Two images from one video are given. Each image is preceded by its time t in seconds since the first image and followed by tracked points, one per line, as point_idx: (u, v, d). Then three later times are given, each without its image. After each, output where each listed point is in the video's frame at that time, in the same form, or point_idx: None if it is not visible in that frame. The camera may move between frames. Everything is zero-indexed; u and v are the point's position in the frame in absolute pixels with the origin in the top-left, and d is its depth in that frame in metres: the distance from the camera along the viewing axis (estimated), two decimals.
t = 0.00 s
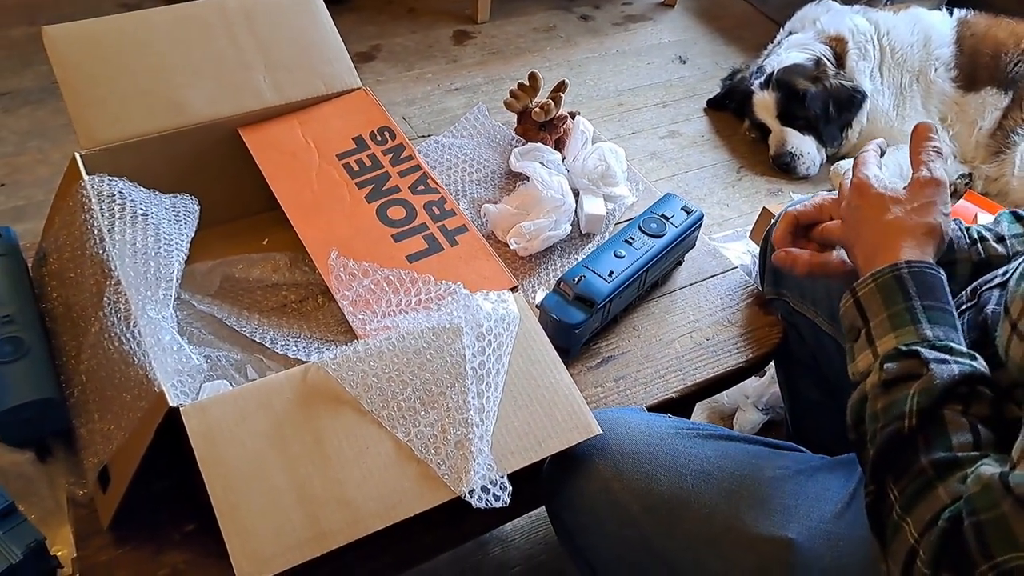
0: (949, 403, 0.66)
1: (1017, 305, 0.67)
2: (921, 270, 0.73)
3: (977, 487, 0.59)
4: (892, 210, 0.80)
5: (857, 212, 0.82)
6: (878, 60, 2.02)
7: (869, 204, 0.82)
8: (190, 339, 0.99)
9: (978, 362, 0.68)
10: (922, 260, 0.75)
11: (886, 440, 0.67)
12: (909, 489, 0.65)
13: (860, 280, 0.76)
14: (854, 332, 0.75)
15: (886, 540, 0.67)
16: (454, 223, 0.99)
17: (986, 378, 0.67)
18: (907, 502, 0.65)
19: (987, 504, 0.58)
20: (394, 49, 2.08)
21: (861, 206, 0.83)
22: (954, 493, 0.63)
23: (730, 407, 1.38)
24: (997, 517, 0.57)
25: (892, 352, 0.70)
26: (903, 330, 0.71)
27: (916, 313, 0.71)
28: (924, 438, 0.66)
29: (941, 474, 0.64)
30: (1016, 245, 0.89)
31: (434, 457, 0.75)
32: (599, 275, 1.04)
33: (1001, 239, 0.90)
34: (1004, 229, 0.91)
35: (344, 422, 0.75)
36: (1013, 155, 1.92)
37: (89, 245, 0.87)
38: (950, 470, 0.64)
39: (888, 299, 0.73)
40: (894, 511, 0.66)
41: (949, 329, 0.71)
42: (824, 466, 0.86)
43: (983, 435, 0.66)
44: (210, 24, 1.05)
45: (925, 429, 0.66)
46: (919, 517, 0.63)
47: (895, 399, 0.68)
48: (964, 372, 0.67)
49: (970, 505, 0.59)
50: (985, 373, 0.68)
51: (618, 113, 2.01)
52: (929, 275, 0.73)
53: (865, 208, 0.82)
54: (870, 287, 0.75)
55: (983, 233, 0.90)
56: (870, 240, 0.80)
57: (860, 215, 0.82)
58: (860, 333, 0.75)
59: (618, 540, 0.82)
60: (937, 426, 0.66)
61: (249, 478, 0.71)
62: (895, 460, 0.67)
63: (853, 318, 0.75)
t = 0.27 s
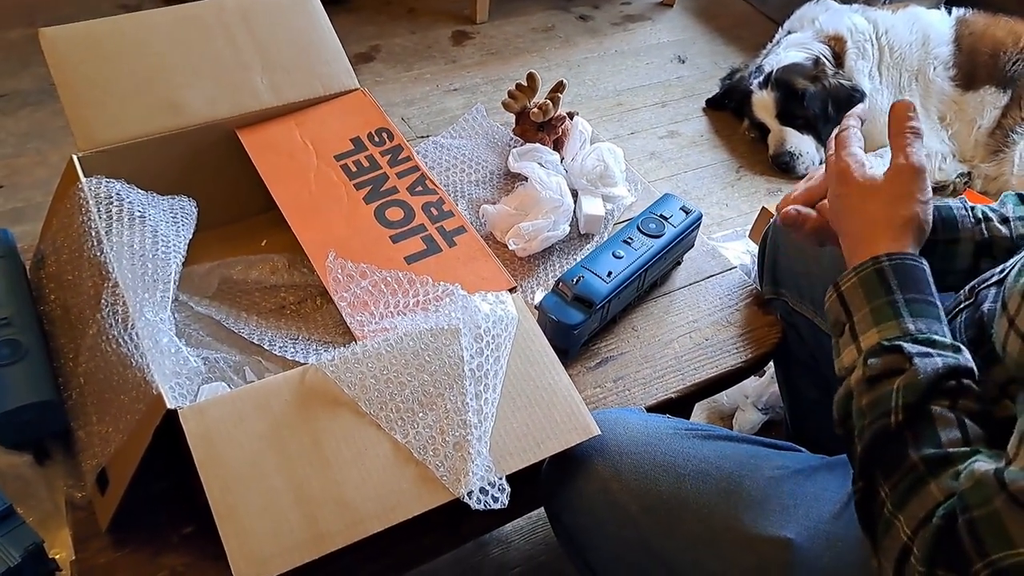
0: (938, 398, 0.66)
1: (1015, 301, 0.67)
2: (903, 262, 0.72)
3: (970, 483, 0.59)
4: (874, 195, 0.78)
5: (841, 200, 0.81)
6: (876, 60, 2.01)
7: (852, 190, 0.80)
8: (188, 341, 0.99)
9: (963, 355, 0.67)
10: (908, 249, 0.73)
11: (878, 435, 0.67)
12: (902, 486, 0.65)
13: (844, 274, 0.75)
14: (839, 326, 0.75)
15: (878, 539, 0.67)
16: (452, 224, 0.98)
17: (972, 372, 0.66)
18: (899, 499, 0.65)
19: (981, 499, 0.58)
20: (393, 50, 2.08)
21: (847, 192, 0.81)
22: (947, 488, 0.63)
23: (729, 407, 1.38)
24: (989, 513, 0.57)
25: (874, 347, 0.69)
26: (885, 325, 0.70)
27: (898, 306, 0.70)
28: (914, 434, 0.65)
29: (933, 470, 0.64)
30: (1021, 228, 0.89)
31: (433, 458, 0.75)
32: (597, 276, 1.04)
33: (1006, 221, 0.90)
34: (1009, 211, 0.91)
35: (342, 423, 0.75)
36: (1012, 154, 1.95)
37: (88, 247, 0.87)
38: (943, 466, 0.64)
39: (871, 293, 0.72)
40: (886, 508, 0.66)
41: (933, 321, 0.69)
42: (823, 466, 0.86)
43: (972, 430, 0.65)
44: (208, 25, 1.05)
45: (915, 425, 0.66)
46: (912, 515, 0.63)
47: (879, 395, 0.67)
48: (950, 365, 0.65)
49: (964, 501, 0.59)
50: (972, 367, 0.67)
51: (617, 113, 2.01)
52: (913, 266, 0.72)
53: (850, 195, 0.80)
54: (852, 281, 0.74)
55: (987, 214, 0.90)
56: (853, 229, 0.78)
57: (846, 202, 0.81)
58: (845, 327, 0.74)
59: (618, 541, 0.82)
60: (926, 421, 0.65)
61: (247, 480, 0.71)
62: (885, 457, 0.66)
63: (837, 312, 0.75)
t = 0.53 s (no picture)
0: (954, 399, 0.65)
1: (1018, 303, 0.66)
2: (929, 266, 0.73)
3: (975, 484, 0.59)
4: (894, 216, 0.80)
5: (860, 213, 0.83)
6: (877, 59, 2.01)
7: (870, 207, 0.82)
8: (188, 344, 0.99)
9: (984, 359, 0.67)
10: (926, 254, 0.74)
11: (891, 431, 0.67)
12: (911, 483, 0.65)
13: (867, 273, 0.76)
14: (856, 325, 0.75)
15: (885, 537, 0.67)
16: (452, 226, 0.98)
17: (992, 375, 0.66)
18: (909, 497, 0.64)
19: (984, 502, 0.58)
20: (393, 51, 2.08)
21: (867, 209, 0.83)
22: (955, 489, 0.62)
23: (731, 408, 1.38)
24: (994, 515, 0.57)
25: (897, 347, 0.69)
26: (911, 325, 0.70)
27: (924, 309, 0.71)
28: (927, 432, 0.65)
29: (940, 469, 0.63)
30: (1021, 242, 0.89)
31: (433, 461, 0.75)
32: (598, 277, 1.03)
33: (1007, 236, 0.89)
34: (1010, 224, 0.91)
35: (343, 427, 0.75)
36: (1014, 153, 1.92)
37: (88, 251, 0.87)
38: (951, 466, 0.63)
39: (897, 293, 0.72)
40: (895, 507, 0.66)
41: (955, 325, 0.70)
42: (826, 468, 0.86)
43: (987, 433, 0.65)
44: (207, 27, 1.04)
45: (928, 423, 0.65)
46: (916, 512, 0.63)
47: (900, 395, 0.67)
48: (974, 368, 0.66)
49: (969, 501, 0.59)
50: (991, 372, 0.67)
51: (617, 114, 2.01)
52: (938, 272, 0.73)
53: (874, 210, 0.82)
54: (877, 280, 0.74)
55: (988, 229, 0.89)
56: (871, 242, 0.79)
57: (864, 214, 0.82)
58: (863, 325, 0.74)
59: (620, 544, 0.82)
60: (942, 421, 0.65)
61: (248, 484, 0.71)
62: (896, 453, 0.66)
63: (855, 311, 0.75)
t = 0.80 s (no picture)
0: (920, 423, 0.66)
1: (1017, 310, 0.66)
2: (854, 273, 0.71)
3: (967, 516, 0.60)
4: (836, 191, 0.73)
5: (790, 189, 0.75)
6: (876, 58, 1.99)
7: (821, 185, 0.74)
8: (186, 348, 0.99)
9: (933, 367, 0.67)
10: (857, 256, 0.72)
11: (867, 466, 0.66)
12: (902, 520, 0.64)
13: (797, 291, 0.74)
14: (800, 346, 0.74)
15: (884, 570, 0.67)
16: (450, 228, 0.98)
17: (946, 384, 0.67)
18: (903, 534, 0.64)
19: (978, 532, 0.60)
20: (391, 52, 2.08)
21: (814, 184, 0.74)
22: (954, 522, 0.62)
23: (730, 408, 1.38)
24: (988, 547, 0.59)
25: (841, 373, 0.69)
26: (849, 346, 0.70)
27: (858, 324, 0.70)
28: (906, 464, 0.65)
29: (930, 505, 0.63)
30: None
31: (431, 465, 0.75)
32: (596, 279, 1.03)
33: None
34: None
35: (341, 430, 0.75)
36: (1014, 152, 1.90)
37: (85, 254, 0.87)
38: (940, 498, 0.63)
39: (828, 312, 0.71)
40: (889, 546, 0.65)
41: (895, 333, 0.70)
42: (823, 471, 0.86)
43: (963, 453, 0.65)
44: (204, 29, 1.04)
45: (903, 454, 0.65)
46: (914, 546, 0.63)
47: (855, 426, 0.67)
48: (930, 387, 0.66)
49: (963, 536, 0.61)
50: (946, 380, 0.67)
51: (616, 114, 2.01)
52: (866, 275, 0.71)
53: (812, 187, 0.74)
54: (807, 298, 0.73)
55: (1008, 193, 0.95)
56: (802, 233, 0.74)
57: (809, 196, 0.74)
58: (806, 346, 0.73)
59: (619, 547, 0.82)
60: (916, 451, 0.65)
61: (246, 488, 0.71)
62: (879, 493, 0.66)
63: (796, 331, 0.74)
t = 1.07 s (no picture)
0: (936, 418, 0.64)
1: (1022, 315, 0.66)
2: (885, 270, 0.68)
3: (972, 507, 0.61)
4: (887, 192, 0.67)
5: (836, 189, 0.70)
6: (876, 57, 1.99)
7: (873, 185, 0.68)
8: (188, 351, 0.99)
9: (955, 365, 0.65)
10: (891, 256, 0.68)
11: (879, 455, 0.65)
12: (907, 510, 0.65)
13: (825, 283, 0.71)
14: (824, 337, 0.72)
15: (888, 560, 0.67)
16: (451, 231, 0.98)
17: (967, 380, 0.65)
18: (909, 523, 0.64)
19: (983, 524, 0.59)
20: (391, 53, 2.08)
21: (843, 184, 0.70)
22: (958, 513, 0.62)
23: (732, 409, 1.37)
24: (992, 540, 0.59)
25: (862, 365, 0.67)
26: (873, 339, 0.67)
27: (884, 318, 0.67)
28: (916, 456, 0.65)
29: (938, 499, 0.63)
30: None
31: (434, 467, 0.75)
32: (598, 280, 1.03)
33: None
34: None
35: (343, 433, 0.75)
36: (1015, 152, 1.94)
37: (87, 259, 0.87)
38: (948, 490, 0.63)
39: (853, 304, 0.68)
40: (895, 534, 0.66)
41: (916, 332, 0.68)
42: (827, 472, 0.86)
43: (975, 446, 0.64)
44: (205, 33, 1.04)
45: (914, 445, 0.65)
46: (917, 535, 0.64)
47: (870, 418, 0.66)
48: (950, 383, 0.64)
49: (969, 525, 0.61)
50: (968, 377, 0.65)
51: (616, 115, 2.01)
52: (896, 274, 0.68)
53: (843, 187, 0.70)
54: (833, 290, 0.70)
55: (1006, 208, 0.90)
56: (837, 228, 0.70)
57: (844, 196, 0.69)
58: (830, 338, 0.71)
59: (622, 550, 0.82)
60: (926, 444, 0.64)
61: (248, 492, 0.70)
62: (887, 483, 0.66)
63: (821, 323, 0.72)
